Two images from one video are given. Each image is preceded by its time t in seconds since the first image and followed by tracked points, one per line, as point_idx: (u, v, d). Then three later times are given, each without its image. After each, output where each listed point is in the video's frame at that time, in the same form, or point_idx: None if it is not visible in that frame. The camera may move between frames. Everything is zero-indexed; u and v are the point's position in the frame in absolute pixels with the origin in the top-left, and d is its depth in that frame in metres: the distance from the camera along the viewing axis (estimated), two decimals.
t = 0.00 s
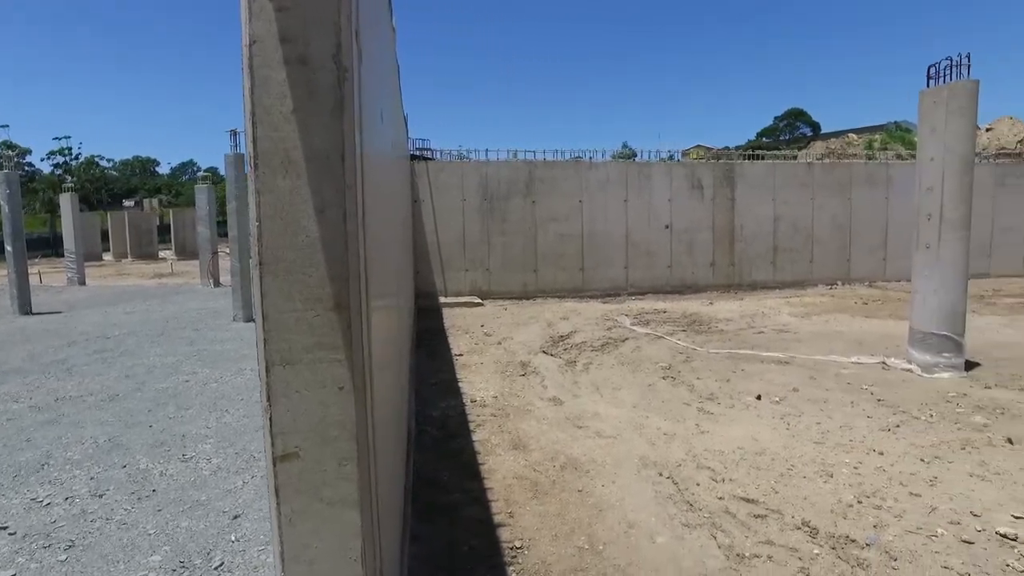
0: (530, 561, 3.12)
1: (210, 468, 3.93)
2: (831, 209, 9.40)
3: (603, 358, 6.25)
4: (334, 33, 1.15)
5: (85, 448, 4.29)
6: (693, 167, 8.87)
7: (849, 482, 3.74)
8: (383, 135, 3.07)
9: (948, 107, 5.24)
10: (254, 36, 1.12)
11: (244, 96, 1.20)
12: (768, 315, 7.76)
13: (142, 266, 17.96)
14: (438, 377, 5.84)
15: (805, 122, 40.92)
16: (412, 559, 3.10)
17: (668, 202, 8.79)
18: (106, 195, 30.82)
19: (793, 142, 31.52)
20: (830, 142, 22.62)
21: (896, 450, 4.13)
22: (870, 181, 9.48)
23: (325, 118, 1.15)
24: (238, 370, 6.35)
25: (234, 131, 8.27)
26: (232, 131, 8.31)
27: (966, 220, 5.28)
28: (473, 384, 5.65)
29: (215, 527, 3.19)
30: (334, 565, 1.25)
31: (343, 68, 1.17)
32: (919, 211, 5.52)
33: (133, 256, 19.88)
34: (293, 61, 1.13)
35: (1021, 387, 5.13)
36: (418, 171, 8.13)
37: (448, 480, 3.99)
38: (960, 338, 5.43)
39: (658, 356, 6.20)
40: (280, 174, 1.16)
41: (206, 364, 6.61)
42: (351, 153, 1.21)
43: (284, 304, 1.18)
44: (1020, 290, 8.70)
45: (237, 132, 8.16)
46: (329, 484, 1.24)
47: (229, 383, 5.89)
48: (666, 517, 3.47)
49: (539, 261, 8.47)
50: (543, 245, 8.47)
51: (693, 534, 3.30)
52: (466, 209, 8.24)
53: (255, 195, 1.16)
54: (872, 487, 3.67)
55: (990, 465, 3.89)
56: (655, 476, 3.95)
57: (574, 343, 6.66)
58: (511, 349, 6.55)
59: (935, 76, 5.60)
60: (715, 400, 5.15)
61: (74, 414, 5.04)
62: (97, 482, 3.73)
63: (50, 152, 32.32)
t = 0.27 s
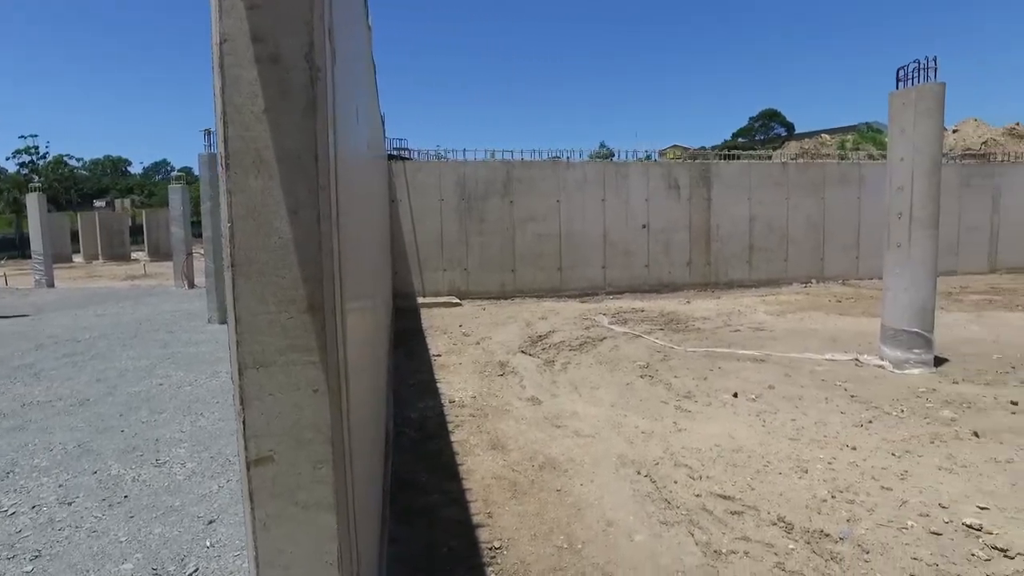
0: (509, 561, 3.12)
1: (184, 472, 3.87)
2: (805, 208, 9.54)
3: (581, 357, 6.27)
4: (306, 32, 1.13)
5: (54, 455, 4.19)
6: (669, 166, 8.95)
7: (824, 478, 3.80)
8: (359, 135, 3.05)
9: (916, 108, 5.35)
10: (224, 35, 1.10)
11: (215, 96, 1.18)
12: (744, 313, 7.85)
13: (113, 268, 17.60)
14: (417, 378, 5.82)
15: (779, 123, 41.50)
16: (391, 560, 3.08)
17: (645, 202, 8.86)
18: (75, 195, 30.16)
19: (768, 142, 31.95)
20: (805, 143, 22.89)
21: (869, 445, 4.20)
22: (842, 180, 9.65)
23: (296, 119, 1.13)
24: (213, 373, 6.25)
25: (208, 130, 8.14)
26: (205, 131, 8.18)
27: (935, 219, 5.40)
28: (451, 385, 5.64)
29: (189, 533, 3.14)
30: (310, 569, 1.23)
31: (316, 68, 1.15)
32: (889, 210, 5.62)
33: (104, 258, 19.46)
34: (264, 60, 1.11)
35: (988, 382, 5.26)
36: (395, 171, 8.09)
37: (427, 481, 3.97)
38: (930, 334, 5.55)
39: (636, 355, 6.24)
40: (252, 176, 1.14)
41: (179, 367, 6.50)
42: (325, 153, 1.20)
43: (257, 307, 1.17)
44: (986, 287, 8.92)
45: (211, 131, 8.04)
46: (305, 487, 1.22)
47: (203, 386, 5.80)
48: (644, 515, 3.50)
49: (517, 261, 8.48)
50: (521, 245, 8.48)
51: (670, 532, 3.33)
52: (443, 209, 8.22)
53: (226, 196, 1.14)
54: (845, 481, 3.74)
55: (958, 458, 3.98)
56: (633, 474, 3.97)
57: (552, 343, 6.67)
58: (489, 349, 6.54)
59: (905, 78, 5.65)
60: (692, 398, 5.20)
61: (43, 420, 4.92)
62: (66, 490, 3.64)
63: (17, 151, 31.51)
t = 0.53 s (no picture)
0: (490, 562, 3.12)
1: (159, 477, 3.80)
2: (782, 208, 9.67)
3: (561, 357, 6.29)
4: (282, 32, 1.11)
5: (24, 462, 4.09)
6: (648, 166, 9.01)
7: (801, 474, 3.86)
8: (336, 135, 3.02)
9: (889, 110, 5.45)
10: (197, 34, 1.08)
11: (187, 97, 1.15)
12: (722, 312, 7.94)
13: (85, 269, 17.25)
14: (397, 379, 5.79)
15: (756, 123, 42.01)
16: (371, 563, 3.06)
17: (625, 202, 8.91)
18: (46, 195, 29.53)
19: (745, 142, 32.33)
20: (781, 143, 23.20)
21: (844, 441, 4.27)
22: (817, 180, 9.80)
23: (272, 119, 1.11)
24: (189, 375, 6.16)
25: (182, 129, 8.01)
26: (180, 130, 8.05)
27: (907, 219, 5.51)
28: (431, 385, 5.62)
29: (165, 539, 3.09)
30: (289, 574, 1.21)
31: (292, 68, 1.13)
32: (863, 210, 5.72)
33: (76, 259, 19.06)
34: (239, 59, 1.09)
35: (958, 378, 5.38)
36: (374, 171, 8.04)
37: (407, 483, 3.96)
38: (903, 332, 5.67)
39: (616, 354, 6.27)
40: (226, 177, 1.12)
41: (155, 370, 6.39)
42: (301, 154, 1.18)
43: (233, 310, 1.15)
44: (957, 285, 9.12)
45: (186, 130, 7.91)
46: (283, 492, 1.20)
47: (179, 390, 5.71)
48: (624, 514, 3.52)
49: (497, 261, 8.48)
50: (500, 245, 8.48)
51: (650, 530, 3.36)
52: (423, 210, 8.19)
53: (200, 197, 1.12)
54: (822, 478, 3.80)
55: (929, 453, 4.07)
56: (613, 473, 3.99)
57: (532, 343, 6.68)
58: (470, 350, 6.53)
59: (877, 79, 5.67)
60: (671, 397, 5.24)
61: (12, 426, 4.80)
62: (36, 497, 3.55)
63: None
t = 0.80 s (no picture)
0: (470, 563, 3.12)
1: (134, 482, 3.74)
2: (760, 208, 9.78)
3: (542, 356, 6.29)
4: (255, 30, 1.09)
5: None
6: (628, 167, 9.06)
7: (778, 471, 3.91)
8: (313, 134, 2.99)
9: (863, 111, 5.55)
10: (169, 31, 1.06)
11: (159, 96, 1.13)
12: (702, 311, 8.01)
13: (58, 271, 16.89)
14: (376, 380, 5.76)
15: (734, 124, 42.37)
16: (350, 566, 3.04)
17: (604, 202, 8.95)
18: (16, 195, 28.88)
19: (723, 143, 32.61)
20: (759, 143, 23.46)
21: (820, 438, 4.33)
22: (794, 181, 9.93)
23: (245, 119, 1.10)
24: (165, 378, 6.07)
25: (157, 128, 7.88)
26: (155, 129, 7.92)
27: (881, 219, 5.60)
28: (411, 386, 5.60)
29: (139, 545, 3.03)
30: None
31: (266, 67, 1.11)
32: (839, 210, 5.81)
33: (48, 260, 18.66)
34: (212, 58, 1.07)
35: (931, 375, 5.49)
36: (353, 171, 7.98)
37: (387, 485, 3.93)
38: (878, 329, 5.76)
39: (596, 353, 6.29)
40: (199, 178, 1.10)
41: (129, 373, 6.28)
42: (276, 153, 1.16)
43: (206, 313, 1.12)
44: (929, 284, 9.31)
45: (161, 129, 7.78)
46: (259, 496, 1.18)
47: (155, 393, 5.62)
48: (604, 513, 3.54)
49: (477, 261, 8.47)
50: (481, 245, 8.47)
51: (630, 528, 3.37)
52: (403, 210, 8.15)
53: (173, 198, 1.09)
54: (799, 474, 3.85)
55: (903, 448, 4.14)
56: (593, 473, 4.00)
57: (512, 342, 6.68)
58: (450, 350, 6.51)
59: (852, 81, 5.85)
60: (651, 396, 5.27)
61: None
62: (5, 505, 3.47)
63: None
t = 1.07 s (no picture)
0: (451, 564, 3.11)
1: (107, 488, 3.67)
2: (738, 208, 9.89)
3: (522, 357, 6.30)
4: (228, 30, 1.08)
5: None
6: (608, 167, 9.10)
7: (756, 469, 3.95)
8: (290, 135, 2.96)
9: (837, 113, 5.63)
10: (140, 31, 1.04)
11: (131, 96, 1.11)
12: (681, 310, 8.07)
13: (28, 272, 16.52)
14: (356, 382, 5.72)
15: (712, 124, 42.77)
16: (330, 569, 3.02)
17: (584, 202, 8.98)
18: None
19: (701, 143, 32.90)
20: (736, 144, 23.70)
21: (797, 435, 4.39)
22: (771, 181, 10.05)
23: (219, 120, 1.08)
24: (140, 382, 5.97)
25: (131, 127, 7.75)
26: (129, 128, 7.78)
27: (856, 219, 5.69)
28: (391, 387, 5.57)
29: (112, 552, 2.98)
30: None
31: (240, 67, 1.10)
32: (815, 210, 5.89)
33: (18, 262, 18.23)
34: (185, 58, 1.06)
35: (904, 372, 5.59)
36: (332, 172, 7.92)
37: (367, 487, 3.91)
38: (853, 327, 5.85)
39: (576, 353, 6.31)
40: (173, 178, 1.08)
41: (103, 376, 6.17)
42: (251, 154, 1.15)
43: (180, 316, 1.11)
44: (902, 282, 9.48)
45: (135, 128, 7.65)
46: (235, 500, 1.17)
47: (130, 396, 5.53)
48: (585, 513, 3.55)
49: (457, 262, 8.46)
50: (461, 246, 8.46)
51: (610, 528, 3.39)
52: (383, 210, 8.10)
53: (146, 200, 1.08)
54: (776, 471, 3.90)
55: (877, 444, 4.22)
56: (574, 472, 4.01)
57: (493, 343, 6.68)
58: (430, 351, 6.50)
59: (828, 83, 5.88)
60: (630, 395, 5.30)
61: None
62: None
63: None
